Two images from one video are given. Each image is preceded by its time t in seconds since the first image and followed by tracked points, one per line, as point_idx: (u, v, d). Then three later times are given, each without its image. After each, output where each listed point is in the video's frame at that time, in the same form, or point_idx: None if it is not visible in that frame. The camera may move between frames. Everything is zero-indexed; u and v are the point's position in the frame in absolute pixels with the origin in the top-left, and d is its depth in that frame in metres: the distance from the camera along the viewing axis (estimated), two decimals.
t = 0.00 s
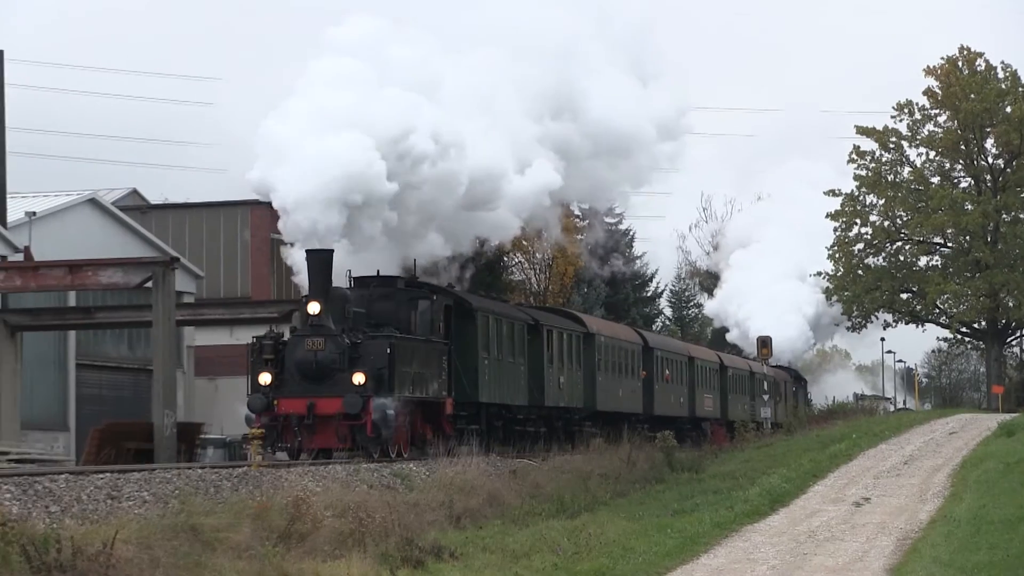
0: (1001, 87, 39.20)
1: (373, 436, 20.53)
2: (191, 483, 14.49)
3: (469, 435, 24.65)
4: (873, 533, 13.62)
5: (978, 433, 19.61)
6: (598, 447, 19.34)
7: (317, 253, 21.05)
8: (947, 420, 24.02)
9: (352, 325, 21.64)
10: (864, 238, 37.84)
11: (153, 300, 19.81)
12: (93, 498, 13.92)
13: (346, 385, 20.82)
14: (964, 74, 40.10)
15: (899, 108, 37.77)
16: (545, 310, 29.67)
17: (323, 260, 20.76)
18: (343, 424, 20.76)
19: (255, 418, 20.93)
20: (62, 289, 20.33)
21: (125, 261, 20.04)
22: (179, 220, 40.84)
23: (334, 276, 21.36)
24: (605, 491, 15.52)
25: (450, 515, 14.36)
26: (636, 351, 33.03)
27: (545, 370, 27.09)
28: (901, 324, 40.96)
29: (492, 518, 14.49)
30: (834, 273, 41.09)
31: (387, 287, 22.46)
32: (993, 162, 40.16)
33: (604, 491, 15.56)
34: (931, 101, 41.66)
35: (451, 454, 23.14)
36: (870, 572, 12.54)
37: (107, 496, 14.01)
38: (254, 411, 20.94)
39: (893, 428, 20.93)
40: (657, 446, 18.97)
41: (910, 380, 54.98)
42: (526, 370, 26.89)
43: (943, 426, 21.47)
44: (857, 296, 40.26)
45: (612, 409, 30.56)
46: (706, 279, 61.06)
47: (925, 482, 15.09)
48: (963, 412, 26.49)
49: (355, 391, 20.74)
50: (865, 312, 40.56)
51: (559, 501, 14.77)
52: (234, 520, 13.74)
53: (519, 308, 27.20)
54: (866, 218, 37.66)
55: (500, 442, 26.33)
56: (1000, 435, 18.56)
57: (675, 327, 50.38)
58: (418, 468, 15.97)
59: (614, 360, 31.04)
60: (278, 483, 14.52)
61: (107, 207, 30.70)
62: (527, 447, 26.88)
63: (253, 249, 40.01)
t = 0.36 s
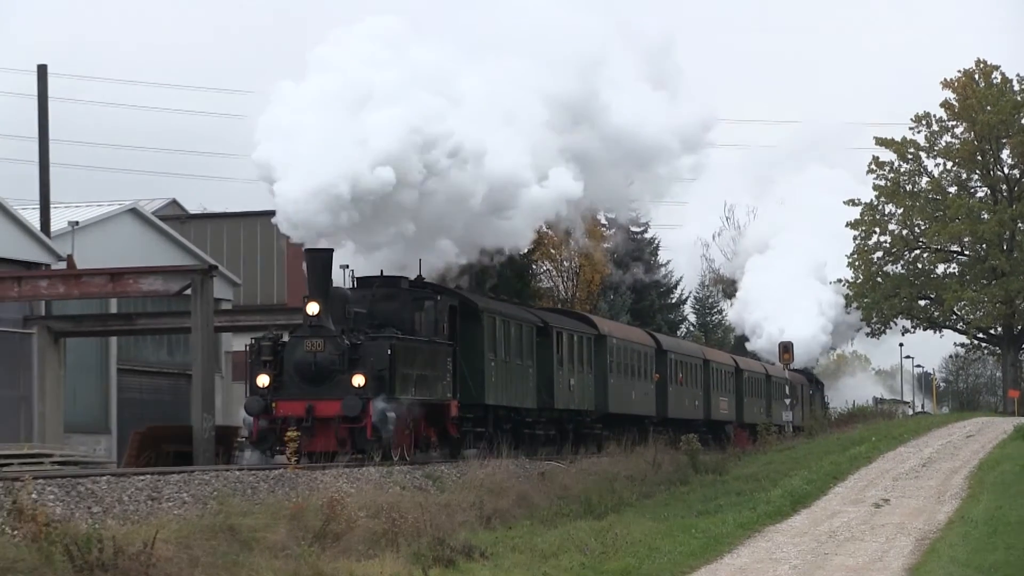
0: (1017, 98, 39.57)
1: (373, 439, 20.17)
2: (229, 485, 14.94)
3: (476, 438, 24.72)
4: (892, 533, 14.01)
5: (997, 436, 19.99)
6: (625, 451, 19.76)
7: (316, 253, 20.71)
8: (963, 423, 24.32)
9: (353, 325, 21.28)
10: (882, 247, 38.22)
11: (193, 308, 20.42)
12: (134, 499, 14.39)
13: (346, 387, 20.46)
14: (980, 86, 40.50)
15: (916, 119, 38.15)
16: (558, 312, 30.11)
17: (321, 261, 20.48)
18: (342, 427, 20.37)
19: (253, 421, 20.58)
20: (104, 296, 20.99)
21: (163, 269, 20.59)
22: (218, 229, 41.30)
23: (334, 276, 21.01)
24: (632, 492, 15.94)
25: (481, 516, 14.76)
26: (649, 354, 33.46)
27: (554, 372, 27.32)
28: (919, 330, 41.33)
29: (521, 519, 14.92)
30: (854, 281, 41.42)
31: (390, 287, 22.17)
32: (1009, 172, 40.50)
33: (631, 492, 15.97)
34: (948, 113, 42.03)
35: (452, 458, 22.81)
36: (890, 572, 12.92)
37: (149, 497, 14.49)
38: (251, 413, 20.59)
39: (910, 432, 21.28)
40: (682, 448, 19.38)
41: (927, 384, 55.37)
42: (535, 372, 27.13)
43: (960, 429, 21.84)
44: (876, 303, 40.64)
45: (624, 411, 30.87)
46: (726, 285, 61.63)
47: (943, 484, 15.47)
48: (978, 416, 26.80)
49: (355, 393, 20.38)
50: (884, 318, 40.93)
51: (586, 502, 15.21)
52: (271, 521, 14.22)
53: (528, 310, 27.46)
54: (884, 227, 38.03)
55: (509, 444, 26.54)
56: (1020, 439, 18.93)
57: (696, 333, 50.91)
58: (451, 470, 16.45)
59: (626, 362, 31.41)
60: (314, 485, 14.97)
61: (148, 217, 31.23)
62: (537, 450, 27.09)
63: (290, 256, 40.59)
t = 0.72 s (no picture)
0: None
1: (372, 441, 20.12)
2: (266, 488, 15.41)
3: (481, 441, 24.85)
4: (912, 534, 14.41)
5: (1016, 440, 20.39)
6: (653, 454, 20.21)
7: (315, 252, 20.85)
8: (979, 427, 24.66)
9: (352, 327, 21.32)
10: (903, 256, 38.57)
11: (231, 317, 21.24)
12: (174, 501, 14.85)
13: (344, 389, 20.44)
14: (998, 99, 40.82)
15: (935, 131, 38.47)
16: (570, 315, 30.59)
17: (318, 260, 20.59)
18: (339, 429, 20.34)
19: (248, 424, 20.53)
20: (145, 304, 21.86)
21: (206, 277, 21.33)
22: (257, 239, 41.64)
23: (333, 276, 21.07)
24: (658, 495, 16.41)
25: (511, 517, 15.19)
26: (663, 357, 33.88)
27: (563, 374, 27.62)
28: (938, 337, 41.71)
29: (550, 520, 15.35)
30: (874, 289, 41.81)
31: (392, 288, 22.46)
32: None
33: (657, 494, 16.43)
34: (966, 125, 42.38)
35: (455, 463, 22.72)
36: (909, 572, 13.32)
37: (189, 499, 14.95)
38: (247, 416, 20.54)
39: (929, 436, 21.65)
40: (706, 452, 19.78)
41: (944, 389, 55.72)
42: (544, 375, 27.42)
43: (979, 434, 22.21)
44: (896, 310, 41.10)
45: (635, 415, 31.20)
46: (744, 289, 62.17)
47: (963, 487, 15.86)
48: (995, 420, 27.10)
49: (353, 395, 20.36)
50: (904, 325, 41.38)
51: (613, 504, 15.65)
52: (307, 522, 14.70)
53: (537, 312, 27.76)
54: (905, 236, 38.37)
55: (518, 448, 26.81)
56: None
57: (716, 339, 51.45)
58: (482, 474, 16.94)
59: (639, 366, 31.82)
60: (349, 487, 15.47)
61: (188, 227, 31.69)
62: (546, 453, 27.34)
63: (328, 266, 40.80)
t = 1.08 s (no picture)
0: None
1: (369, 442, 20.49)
2: (304, 485, 16.10)
3: (484, 441, 25.16)
4: (926, 531, 15.01)
5: None
6: (678, 454, 20.82)
7: (313, 250, 21.13)
8: (990, 427, 25.15)
9: (349, 325, 21.66)
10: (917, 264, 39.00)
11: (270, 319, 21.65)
12: (217, 499, 15.50)
13: (341, 389, 20.82)
14: (1008, 112, 40.76)
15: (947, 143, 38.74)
16: (580, 316, 31.15)
17: (317, 259, 21.06)
18: (335, 429, 20.74)
19: (244, 423, 20.92)
20: (190, 309, 22.68)
21: (246, 283, 21.95)
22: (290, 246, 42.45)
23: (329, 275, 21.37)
24: (681, 493, 17.02)
25: (540, 514, 15.81)
26: (675, 357, 34.50)
27: (570, 374, 28.04)
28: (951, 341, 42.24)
29: (578, 517, 15.97)
30: (889, 294, 42.39)
31: (393, 287, 22.71)
32: None
33: (680, 493, 17.04)
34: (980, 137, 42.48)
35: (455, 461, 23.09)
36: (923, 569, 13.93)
37: (231, 497, 15.60)
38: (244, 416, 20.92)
39: (943, 437, 22.14)
40: (728, 453, 20.38)
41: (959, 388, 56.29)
42: (551, 375, 27.85)
43: (992, 434, 22.71)
44: (911, 315, 41.80)
45: (644, 415, 31.62)
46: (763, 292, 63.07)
47: (975, 485, 16.42)
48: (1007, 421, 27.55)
49: (350, 395, 20.76)
50: (918, 329, 42.07)
51: (638, 502, 16.29)
52: (344, 518, 15.37)
53: (543, 312, 28.21)
54: (918, 245, 38.77)
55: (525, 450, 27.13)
56: None
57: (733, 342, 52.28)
58: (512, 472, 17.58)
59: (648, 367, 32.34)
60: (383, 485, 16.14)
61: (229, 236, 32.66)
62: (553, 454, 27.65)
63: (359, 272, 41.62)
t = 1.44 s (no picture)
0: None
1: (363, 439, 20.48)
2: (343, 481, 17.10)
3: (485, 438, 25.69)
4: (936, 524, 15.76)
5: None
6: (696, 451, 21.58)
7: (309, 246, 21.04)
8: (997, 425, 25.82)
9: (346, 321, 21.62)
10: (926, 270, 39.61)
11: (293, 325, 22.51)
12: (260, 494, 16.34)
13: (335, 386, 20.80)
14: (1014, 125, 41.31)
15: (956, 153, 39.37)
16: (587, 316, 31.84)
17: (312, 255, 20.97)
18: (329, 426, 20.73)
19: (238, 420, 20.95)
20: (234, 313, 23.22)
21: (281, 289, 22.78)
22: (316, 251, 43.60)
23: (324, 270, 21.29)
24: (701, 487, 17.83)
25: (567, 508, 16.65)
26: (683, 355, 35.21)
27: (574, 372, 28.65)
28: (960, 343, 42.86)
29: (604, 511, 16.79)
30: (899, 298, 42.96)
31: (392, 285, 23.16)
32: None
33: (700, 488, 17.83)
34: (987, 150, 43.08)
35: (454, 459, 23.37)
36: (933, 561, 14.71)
37: (273, 492, 16.49)
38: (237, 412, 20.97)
39: (952, 434, 22.85)
40: (745, 450, 21.15)
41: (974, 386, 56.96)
42: (556, 373, 28.47)
43: (998, 432, 23.38)
44: (921, 318, 42.47)
45: (651, 412, 32.28)
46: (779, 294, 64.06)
47: (983, 480, 17.15)
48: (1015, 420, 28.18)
49: (344, 392, 20.71)
50: (928, 331, 42.76)
51: (661, 496, 17.09)
52: (381, 512, 16.26)
53: (549, 310, 28.84)
54: (928, 251, 39.43)
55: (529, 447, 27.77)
56: None
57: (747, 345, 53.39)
58: (541, 469, 18.43)
59: (655, 365, 33.00)
60: (418, 481, 17.06)
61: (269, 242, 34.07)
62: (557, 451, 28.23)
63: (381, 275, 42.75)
